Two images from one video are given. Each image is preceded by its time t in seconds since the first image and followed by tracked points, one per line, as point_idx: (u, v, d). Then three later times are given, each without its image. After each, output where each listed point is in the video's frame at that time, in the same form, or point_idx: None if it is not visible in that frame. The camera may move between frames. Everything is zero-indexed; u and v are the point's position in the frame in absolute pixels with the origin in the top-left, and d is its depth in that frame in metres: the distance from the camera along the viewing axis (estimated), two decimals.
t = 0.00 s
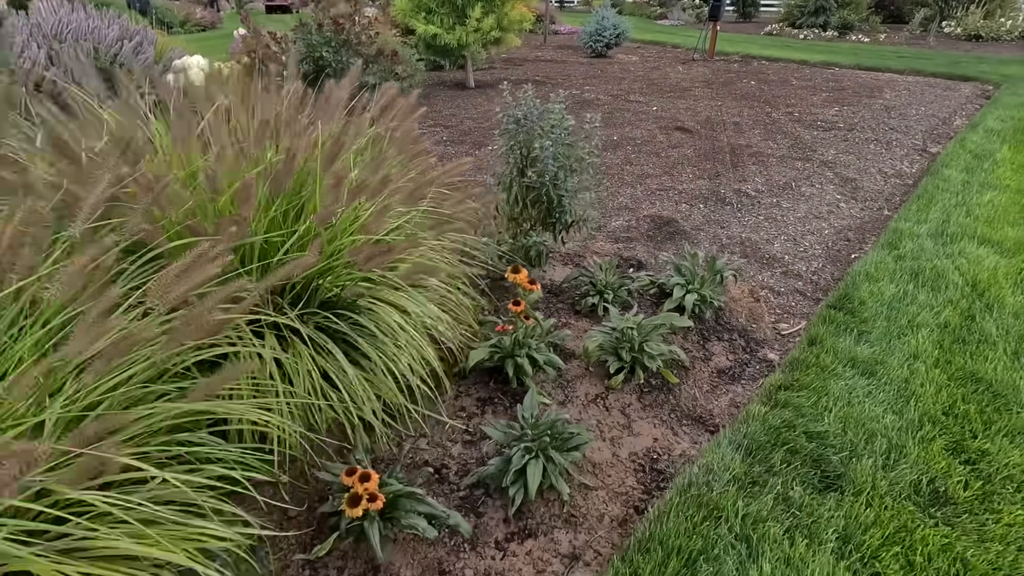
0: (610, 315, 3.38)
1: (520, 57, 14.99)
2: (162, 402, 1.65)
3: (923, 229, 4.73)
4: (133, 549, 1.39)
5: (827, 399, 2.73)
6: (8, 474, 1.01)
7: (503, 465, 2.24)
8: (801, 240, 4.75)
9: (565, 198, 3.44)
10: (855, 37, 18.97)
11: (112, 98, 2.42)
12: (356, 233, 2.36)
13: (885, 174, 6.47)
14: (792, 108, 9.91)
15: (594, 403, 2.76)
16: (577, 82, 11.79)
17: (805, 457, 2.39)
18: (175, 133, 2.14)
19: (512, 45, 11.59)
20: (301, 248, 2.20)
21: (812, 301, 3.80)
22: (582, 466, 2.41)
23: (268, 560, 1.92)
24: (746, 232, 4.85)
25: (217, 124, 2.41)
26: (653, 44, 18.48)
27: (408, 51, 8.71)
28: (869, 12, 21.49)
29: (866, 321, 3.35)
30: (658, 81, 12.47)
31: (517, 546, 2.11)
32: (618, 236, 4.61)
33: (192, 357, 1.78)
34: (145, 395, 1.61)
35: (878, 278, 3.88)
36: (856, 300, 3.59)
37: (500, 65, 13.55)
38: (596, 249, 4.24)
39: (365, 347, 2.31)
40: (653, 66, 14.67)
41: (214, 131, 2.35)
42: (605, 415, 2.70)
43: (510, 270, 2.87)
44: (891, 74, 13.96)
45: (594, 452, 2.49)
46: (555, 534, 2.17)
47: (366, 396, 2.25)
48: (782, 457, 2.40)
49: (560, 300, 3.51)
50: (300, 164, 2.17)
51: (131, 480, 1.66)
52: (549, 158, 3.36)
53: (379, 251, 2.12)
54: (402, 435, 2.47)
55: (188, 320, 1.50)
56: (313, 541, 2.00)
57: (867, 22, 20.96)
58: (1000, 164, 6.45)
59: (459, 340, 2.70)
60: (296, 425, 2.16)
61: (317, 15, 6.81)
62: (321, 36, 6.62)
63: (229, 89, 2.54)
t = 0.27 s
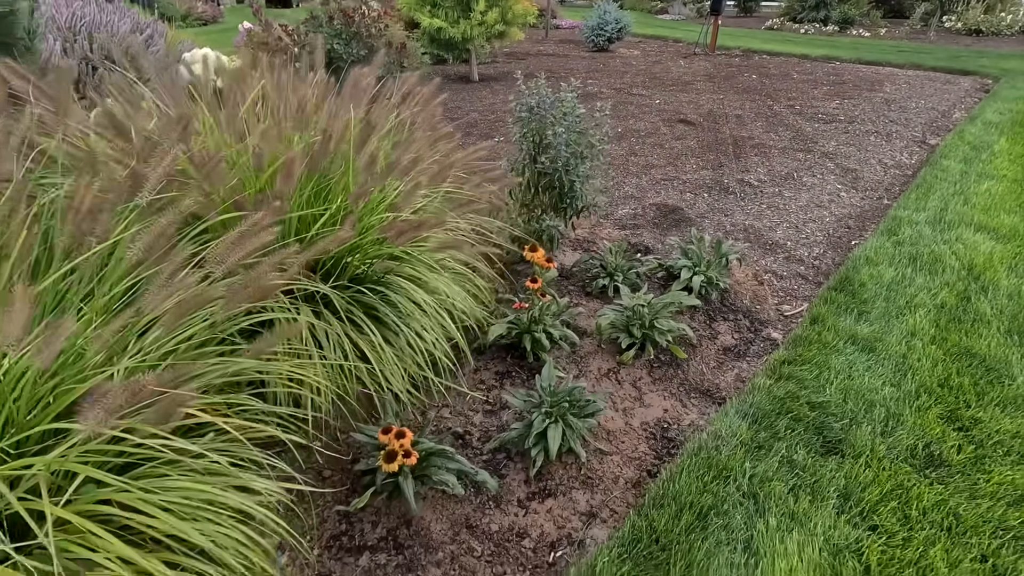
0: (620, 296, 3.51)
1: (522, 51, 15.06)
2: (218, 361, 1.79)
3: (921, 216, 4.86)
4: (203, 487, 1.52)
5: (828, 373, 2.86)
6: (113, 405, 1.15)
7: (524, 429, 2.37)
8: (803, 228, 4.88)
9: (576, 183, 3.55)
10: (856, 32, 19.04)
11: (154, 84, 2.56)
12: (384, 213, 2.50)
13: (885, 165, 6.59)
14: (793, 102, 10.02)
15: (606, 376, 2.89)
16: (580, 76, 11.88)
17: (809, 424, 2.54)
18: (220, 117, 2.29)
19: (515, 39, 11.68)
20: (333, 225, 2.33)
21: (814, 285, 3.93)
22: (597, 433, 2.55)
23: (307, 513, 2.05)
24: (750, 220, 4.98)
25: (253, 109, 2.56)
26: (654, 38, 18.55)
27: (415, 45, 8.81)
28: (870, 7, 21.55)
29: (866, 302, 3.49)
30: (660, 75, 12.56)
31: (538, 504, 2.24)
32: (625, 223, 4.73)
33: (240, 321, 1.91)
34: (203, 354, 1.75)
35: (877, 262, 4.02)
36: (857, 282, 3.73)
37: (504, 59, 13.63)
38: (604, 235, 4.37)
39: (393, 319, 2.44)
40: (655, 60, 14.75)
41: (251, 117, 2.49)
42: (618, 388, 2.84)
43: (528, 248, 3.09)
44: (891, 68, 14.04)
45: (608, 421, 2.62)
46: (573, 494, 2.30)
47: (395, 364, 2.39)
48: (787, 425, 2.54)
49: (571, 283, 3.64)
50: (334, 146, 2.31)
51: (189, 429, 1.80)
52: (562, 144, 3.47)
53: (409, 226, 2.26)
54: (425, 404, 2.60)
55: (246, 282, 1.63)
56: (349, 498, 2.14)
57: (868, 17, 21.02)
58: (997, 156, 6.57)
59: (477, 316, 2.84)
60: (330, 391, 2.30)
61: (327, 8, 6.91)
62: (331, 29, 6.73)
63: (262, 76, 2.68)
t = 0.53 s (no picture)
0: (625, 284, 3.58)
1: (524, 46, 15.08)
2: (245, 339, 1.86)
3: (921, 207, 4.93)
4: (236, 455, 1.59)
5: (829, 357, 2.94)
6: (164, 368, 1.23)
7: (536, 410, 2.45)
8: (804, 219, 4.95)
9: (583, 173, 3.62)
10: (856, 27, 19.05)
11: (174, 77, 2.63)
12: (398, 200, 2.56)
13: (885, 158, 6.65)
14: (794, 96, 10.07)
15: (613, 361, 2.97)
16: (582, 71, 11.92)
17: (810, 406, 2.62)
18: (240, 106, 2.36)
19: (517, 33, 11.71)
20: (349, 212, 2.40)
21: (815, 274, 4.01)
22: (605, 414, 2.63)
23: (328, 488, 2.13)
24: (752, 211, 5.05)
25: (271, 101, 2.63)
26: (655, 33, 18.55)
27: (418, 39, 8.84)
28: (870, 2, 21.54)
29: (866, 290, 3.56)
30: (661, 69, 12.59)
31: (550, 481, 2.32)
32: (629, 214, 4.80)
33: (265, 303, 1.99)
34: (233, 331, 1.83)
35: (877, 251, 4.09)
36: (857, 271, 3.80)
37: (505, 53, 13.66)
38: (608, 226, 4.44)
39: (408, 304, 2.52)
40: (656, 54, 14.77)
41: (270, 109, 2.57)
42: (624, 372, 2.91)
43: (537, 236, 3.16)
44: (892, 63, 14.07)
45: (616, 403, 2.70)
46: (583, 472, 2.38)
47: (410, 347, 2.47)
48: (790, 406, 2.62)
49: (577, 272, 3.71)
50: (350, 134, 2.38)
51: (215, 403, 1.88)
52: (569, 135, 3.54)
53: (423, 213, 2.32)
54: (438, 387, 2.68)
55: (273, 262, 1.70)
56: (367, 473, 2.22)
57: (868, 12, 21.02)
58: (996, 148, 6.64)
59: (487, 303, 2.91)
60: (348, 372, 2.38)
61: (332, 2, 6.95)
62: (337, 22, 6.77)
63: (277, 68, 2.74)
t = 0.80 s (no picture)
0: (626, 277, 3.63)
1: (524, 40, 15.07)
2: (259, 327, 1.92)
3: (918, 201, 4.98)
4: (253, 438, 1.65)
5: (826, 347, 3.00)
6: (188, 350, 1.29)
7: (539, 397, 2.50)
8: (803, 213, 5.00)
9: (585, 167, 3.67)
10: (856, 22, 19.03)
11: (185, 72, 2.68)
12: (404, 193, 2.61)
13: (884, 153, 6.69)
14: (793, 91, 10.09)
15: (614, 351, 3.03)
16: (582, 66, 11.92)
17: (807, 394, 2.68)
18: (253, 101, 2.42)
19: (517, 28, 11.71)
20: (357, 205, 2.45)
21: (813, 267, 4.07)
22: (606, 403, 2.69)
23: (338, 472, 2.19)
24: (751, 205, 5.10)
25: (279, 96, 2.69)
26: (655, 28, 18.53)
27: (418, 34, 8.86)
28: None
29: (863, 282, 3.62)
30: (661, 64, 12.60)
31: (553, 467, 2.38)
32: (629, 209, 4.85)
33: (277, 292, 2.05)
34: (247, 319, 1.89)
35: (875, 245, 4.14)
36: (855, 264, 3.86)
37: (506, 49, 13.66)
38: (609, 219, 4.49)
39: (414, 294, 2.58)
40: (656, 50, 14.77)
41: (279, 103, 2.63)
42: (626, 362, 2.97)
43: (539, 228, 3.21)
44: (892, 58, 14.08)
45: (617, 392, 2.76)
46: (586, 458, 2.44)
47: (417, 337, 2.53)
48: (787, 394, 2.68)
49: (579, 265, 3.77)
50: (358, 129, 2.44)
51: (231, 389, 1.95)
52: (571, 129, 3.58)
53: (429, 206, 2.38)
54: (443, 376, 2.74)
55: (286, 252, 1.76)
56: (376, 458, 2.28)
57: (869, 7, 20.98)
58: (994, 143, 6.68)
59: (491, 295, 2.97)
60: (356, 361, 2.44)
61: None
62: (338, 17, 6.79)
63: (284, 64, 2.79)
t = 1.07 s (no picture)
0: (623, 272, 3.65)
1: (523, 37, 15.04)
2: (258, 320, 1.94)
3: (915, 197, 4.99)
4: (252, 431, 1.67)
5: (821, 342, 3.02)
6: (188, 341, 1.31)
7: (536, 391, 2.52)
8: (801, 209, 5.01)
9: (583, 163, 3.68)
10: (856, 17, 18.99)
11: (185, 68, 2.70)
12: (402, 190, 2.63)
13: (882, 149, 6.70)
14: (792, 87, 10.09)
15: (611, 346, 3.05)
16: (581, 62, 11.91)
17: (802, 388, 2.71)
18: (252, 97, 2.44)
19: (516, 25, 11.69)
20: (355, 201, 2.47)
21: (810, 262, 4.09)
22: (603, 397, 2.72)
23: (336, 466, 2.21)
24: (749, 201, 5.11)
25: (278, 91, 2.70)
26: (654, 24, 18.50)
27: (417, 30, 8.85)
28: None
29: (859, 277, 3.64)
30: (660, 60, 12.59)
31: (550, 460, 2.40)
32: (627, 205, 4.87)
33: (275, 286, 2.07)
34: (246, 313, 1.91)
35: (871, 240, 4.16)
36: (851, 259, 3.88)
37: (505, 45, 13.65)
38: (607, 215, 4.51)
39: (412, 289, 2.59)
40: (655, 46, 14.75)
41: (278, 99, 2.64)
42: (622, 357, 2.99)
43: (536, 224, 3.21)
44: (891, 54, 14.06)
45: (614, 386, 2.78)
46: (582, 451, 2.46)
47: (414, 331, 2.55)
48: (783, 388, 2.70)
49: (577, 260, 3.79)
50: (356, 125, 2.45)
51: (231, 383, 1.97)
52: (568, 125, 3.59)
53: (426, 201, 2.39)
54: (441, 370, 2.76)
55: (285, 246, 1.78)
56: (374, 452, 2.30)
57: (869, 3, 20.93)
58: (992, 139, 6.68)
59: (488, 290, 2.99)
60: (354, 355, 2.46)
61: None
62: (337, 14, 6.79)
63: (283, 60, 2.81)
